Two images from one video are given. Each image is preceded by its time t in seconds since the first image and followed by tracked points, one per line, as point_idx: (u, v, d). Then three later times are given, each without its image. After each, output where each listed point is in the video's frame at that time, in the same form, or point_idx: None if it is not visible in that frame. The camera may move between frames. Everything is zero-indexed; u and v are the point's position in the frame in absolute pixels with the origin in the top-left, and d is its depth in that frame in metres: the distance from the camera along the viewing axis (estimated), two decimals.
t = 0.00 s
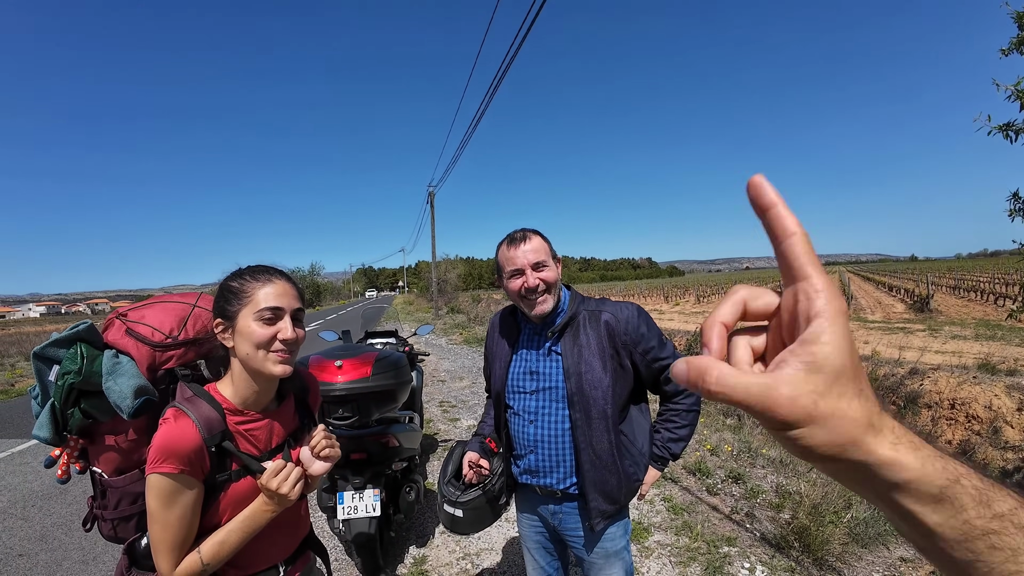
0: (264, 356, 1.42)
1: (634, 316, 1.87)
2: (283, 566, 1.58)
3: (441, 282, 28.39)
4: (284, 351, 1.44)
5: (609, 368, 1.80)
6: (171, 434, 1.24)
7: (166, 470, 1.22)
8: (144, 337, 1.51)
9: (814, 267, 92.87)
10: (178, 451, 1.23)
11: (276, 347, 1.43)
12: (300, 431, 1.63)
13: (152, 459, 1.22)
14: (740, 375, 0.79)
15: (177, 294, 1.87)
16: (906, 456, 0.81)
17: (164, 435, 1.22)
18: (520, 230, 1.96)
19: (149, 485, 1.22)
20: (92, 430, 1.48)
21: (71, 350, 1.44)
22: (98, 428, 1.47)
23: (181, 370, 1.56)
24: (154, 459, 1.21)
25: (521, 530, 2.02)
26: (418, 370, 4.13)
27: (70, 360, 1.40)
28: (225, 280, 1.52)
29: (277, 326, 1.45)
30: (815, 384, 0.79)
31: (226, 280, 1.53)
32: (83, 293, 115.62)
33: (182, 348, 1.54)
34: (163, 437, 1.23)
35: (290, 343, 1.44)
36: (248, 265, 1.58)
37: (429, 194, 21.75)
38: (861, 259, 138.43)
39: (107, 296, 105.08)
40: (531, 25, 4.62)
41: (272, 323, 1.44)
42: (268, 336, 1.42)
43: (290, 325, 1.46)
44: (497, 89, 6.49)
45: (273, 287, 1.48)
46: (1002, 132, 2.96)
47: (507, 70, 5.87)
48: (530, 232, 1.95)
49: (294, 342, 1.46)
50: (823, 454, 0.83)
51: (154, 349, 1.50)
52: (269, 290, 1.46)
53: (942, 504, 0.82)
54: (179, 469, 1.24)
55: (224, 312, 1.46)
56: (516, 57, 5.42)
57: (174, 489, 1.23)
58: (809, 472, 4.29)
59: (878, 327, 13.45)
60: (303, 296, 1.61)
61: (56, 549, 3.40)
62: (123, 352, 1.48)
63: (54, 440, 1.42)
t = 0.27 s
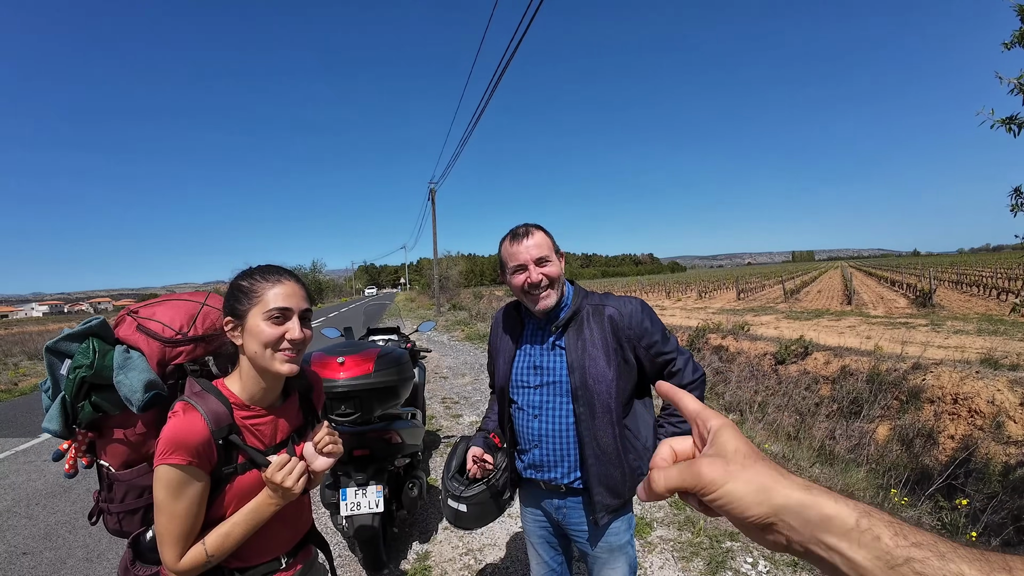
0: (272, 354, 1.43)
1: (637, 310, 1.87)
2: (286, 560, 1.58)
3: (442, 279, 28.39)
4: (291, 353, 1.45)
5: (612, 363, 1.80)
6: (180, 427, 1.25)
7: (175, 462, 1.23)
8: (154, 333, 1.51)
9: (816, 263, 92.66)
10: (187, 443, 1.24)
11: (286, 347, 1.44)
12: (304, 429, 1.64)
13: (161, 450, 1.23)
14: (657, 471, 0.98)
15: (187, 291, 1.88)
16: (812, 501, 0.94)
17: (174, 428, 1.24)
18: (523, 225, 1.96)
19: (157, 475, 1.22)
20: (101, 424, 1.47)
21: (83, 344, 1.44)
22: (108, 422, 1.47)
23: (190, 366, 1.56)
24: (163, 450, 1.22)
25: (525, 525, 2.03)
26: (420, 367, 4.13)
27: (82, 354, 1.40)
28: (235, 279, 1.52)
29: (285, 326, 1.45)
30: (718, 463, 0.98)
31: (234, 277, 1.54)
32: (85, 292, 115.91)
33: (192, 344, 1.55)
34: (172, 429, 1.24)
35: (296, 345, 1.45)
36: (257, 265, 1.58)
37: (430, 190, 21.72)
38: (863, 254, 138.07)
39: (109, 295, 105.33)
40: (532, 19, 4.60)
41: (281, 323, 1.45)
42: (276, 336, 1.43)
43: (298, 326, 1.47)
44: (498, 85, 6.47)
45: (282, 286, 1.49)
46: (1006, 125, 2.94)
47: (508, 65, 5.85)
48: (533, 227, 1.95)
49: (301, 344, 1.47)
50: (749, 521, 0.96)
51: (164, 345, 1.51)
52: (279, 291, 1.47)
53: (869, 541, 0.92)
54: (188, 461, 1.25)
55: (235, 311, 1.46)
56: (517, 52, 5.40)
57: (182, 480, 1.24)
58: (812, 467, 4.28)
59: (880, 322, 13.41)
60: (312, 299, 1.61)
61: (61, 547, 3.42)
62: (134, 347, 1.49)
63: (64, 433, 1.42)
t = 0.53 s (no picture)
0: (281, 348, 1.43)
1: (642, 306, 1.87)
2: (296, 549, 1.58)
3: (444, 276, 28.41)
4: (301, 345, 1.45)
5: (617, 359, 1.80)
6: (196, 420, 1.25)
7: (193, 454, 1.23)
8: (163, 329, 1.51)
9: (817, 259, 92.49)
10: (203, 435, 1.25)
11: (296, 340, 1.44)
12: (310, 421, 1.64)
13: (178, 444, 1.23)
14: (664, 454, 0.96)
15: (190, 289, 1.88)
16: (822, 501, 0.94)
17: (190, 421, 1.24)
18: (526, 221, 1.96)
19: (173, 469, 1.21)
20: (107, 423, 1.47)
21: (90, 343, 1.44)
22: (114, 421, 1.46)
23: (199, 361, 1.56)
24: (181, 444, 1.22)
25: (529, 521, 2.03)
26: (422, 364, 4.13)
27: (90, 352, 1.40)
28: (245, 275, 1.52)
29: (295, 319, 1.45)
30: (729, 455, 0.95)
31: (242, 273, 1.54)
32: (87, 292, 116.17)
33: (200, 340, 1.55)
34: (188, 423, 1.24)
35: (307, 337, 1.45)
36: (267, 260, 1.57)
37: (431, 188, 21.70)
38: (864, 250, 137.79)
39: (111, 294, 105.60)
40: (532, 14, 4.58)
41: (291, 316, 1.45)
42: (287, 329, 1.42)
43: (308, 320, 1.47)
44: (499, 81, 6.45)
45: (291, 281, 1.49)
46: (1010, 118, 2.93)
47: (509, 60, 5.82)
48: (537, 222, 1.94)
49: (311, 335, 1.47)
50: (756, 518, 0.95)
51: (173, 342, 1.51)
52: (287, 286, 1.46)
53: (881, 544, 0.92)
54: (206, 453, 1.25)
55: (246, 306, 1.46)
56: (518, 47, 5.38)
57: (201, 472, 1.24)
58: (814, 463, 4.28)
59: (882, 318, 13.39)
60: (319, 291, 1.61)
61: (64, 546, 3.43)
62: (142, 345, 1.49)
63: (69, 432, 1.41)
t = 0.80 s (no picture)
0: (294, 341, 1.43)
1: (643, 304, 1.87)
2: (309, 532, 1.60)
3: (444, 273, 28.42)
4: (312, 338, 1.46)
5: (617, 356, 1.80)
6: (217, 409, 1.26)
7: (215, 442, 1.23)
8: (179, 323, 1.52)
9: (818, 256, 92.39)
10: (224, 423, 1.25)
11: (308, 334, 1.45)
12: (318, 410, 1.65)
13: (198, 432, 1.22)
14: (666, 450, 0.95)
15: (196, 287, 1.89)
16: (827, 500, 0.93)
17: (211, 410, 1.24)
18: (529, 217, 1.97)
19: (194, 456, 1.20)
20: (122, 417, 1.45)
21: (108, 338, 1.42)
22: (130, 415, 1.45)
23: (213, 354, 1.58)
24: (202, 432, 1.22)
25: (530, 518, 2.04)
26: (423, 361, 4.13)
27: (109, 347, 1.38)
28: (257, 270, 1.52)
29: (306, 313, 1.46)
30: (733, 451, 0.95)
31: (252, 271, 1.55)
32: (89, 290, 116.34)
33: (215, 333, 1.57)
34: (209, 412, 1.24)
35: (318, 331, 1.46)
36: (278, 257, 1.58)
37: (431, 185, 21.68)
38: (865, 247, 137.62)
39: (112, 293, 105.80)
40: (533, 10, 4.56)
41: (302, 311, 1.45)
42: (299, 323, 1.43)
43: (319, 314, 1.48)
44: (499, 77, 6.43)
45: (301, 277, 1.49)
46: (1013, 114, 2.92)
47: (509, 56, 5.80)
48: (540, 219, 1.95)
49: (322, 330, 1.48)
50: (759, 516, 0.95)
51: (189, 335, 1.53)
52: (299, 281, 1.47)
53: (887, 543, 0.91)
54: (227, 440, 1.25)
55: (258, 303, 1.46)
56: (518, 43, 5.36)
57: (222, 459, 1.24)
58: (815, 460, 4.28)
59: (883, 314, 13.37)
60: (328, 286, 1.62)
61: (66, 545, 3.44)
62: (158, 339, 1.48)
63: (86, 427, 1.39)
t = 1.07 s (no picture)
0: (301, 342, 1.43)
1: (643, 301, 1.86)
2: (320, 526, 1.61)
3: (445, 270, 28.44)
4: (320, 339, 1.46)
5: (618, 354, 1.80)
6: (227, 406, 1.26)
7: (226, 438, 1.24)
8: (189, 325, 1.52)
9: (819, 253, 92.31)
10: (234, 420, 1.25)
11: (315, 335, 1.44)
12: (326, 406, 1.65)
13: (209, 429, 1.23)
14: (672, 448, 0.95)
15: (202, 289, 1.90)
16: (834, 496, 0.93)
17: (222, 407, 1.25)
18: (535, 209, 2.00)
19: (207, 452, 1.21)
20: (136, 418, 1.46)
21: (120, 340, 1.43)
22: (144, 415, 1.46)
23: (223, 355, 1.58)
24: (214, 429, 1.23)
25: (532, 516, 2.04)
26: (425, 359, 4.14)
27: (121, 350, 1.39)
28: (265, 273, 1.53)
29: (314, 315, 1.46)
30: (740, 449, 0.95)
31: (263, 273, 1.55)
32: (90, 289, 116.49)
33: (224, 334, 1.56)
34: (220, 409, 1.25)
35: (325, 331, 1.46)
36: (284, 260, 1.57)
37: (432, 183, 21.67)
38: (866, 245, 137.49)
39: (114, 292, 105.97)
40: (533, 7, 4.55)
41: (309, 312, 1.45)
42: (306, 324, 1.43)
43: (326, 315, 1.47)
44: (500, 74, 6.42)
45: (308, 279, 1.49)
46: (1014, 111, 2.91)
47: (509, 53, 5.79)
48: (546, 211, 1.98)
49: (329, 331, 1.48)
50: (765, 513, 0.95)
51: (199, 337, 1.52)
52: (306, 283, 1.47)
53: (895, 541, 0.91)
54: (238, 436, 1.26)
55: (267, 305, 1.47)
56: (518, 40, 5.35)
57: (233, 455, 1.25)
58: (815, 457, 4.29)
59: (885, 311, 13.36)
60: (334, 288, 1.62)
61: (69, 542, 3.46)
62: (169, 341, 1.49)
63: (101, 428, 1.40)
